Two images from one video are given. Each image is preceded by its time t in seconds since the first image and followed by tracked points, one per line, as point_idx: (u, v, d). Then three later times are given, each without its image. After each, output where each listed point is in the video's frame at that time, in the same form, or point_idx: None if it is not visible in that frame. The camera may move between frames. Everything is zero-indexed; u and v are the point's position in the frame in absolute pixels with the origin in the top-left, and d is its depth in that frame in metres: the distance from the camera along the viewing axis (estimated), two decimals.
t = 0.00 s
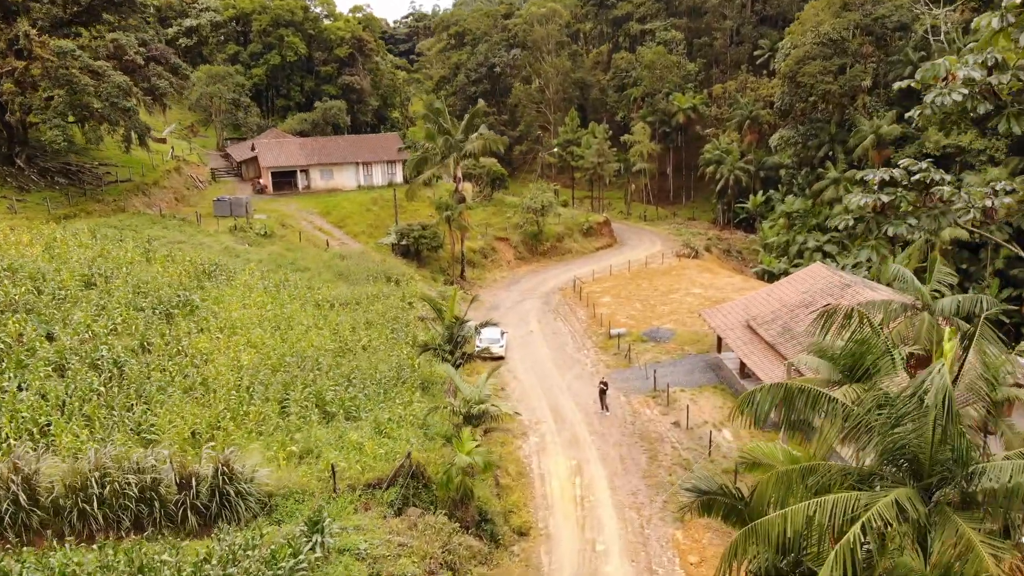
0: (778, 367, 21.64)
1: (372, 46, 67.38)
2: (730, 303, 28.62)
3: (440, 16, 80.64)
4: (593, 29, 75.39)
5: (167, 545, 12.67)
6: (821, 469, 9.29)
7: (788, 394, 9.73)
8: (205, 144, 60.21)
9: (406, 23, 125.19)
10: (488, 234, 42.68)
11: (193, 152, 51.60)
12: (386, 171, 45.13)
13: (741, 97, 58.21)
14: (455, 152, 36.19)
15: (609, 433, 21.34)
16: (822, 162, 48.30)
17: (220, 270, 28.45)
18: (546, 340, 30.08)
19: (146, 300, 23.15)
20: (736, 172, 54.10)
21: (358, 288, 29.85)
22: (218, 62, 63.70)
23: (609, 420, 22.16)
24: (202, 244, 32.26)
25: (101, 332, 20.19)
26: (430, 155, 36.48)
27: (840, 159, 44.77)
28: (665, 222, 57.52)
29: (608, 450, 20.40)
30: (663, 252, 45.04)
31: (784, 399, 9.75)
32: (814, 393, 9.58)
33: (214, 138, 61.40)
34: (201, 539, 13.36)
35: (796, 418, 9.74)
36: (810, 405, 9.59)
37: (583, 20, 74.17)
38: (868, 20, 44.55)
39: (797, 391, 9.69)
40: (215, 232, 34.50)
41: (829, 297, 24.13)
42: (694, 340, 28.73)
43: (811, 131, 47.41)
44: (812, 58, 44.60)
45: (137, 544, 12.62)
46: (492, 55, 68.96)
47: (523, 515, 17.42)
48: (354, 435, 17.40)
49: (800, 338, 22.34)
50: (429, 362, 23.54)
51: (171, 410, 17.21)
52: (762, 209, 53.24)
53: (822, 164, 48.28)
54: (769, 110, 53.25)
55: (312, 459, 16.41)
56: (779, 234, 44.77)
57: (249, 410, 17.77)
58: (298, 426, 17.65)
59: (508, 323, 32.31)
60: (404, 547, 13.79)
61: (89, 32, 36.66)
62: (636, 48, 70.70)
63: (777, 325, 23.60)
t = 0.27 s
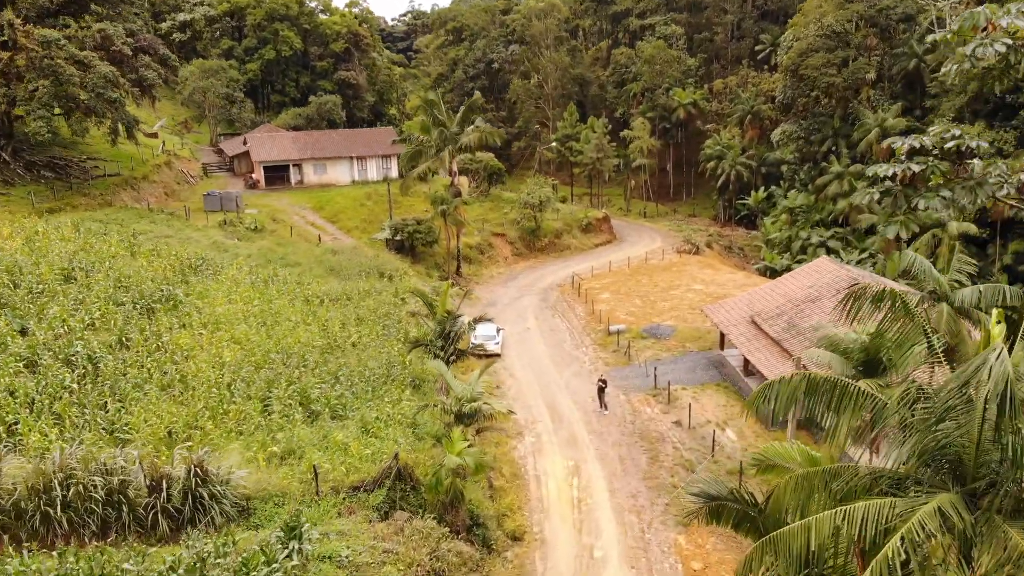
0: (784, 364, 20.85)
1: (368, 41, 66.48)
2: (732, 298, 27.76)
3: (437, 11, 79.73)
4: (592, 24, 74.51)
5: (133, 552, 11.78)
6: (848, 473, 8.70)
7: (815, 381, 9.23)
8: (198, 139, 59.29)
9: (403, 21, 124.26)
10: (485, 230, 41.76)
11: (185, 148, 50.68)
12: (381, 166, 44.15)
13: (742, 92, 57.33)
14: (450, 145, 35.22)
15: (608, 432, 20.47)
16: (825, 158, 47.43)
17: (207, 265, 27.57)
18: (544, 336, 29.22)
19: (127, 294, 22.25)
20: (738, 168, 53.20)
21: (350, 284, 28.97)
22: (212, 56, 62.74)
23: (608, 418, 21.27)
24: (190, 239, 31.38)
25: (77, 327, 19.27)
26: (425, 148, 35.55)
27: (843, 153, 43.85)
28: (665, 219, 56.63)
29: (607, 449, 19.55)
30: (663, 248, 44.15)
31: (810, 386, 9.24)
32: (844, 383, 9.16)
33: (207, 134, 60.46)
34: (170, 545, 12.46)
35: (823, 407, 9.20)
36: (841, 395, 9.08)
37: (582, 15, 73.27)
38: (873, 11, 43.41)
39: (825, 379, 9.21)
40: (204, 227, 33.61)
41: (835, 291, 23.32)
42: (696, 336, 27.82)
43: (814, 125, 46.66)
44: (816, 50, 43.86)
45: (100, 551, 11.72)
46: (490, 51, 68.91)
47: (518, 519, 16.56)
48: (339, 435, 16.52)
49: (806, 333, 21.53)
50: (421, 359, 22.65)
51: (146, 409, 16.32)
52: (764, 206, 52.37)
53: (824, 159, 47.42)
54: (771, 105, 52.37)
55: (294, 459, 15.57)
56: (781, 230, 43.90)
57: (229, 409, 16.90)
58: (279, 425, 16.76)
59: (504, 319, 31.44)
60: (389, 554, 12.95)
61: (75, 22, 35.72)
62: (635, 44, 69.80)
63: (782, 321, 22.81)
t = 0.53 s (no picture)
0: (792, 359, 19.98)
1: (364, 35, 65.57)
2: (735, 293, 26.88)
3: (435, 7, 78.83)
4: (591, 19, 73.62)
5: (93, 559, 10.84)
6: (884, 476, 7.86)
7: (852, 368, 8.28)
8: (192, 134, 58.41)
9: (401, 19, 123.51)
10: (482, 225, 40.84)
11: (177, 142, 49.76)
12: (376, 160, 43.20)
13: (744, 86, 56.44)
14: (446, 137, 34.28)
15: (608, 431, 19.57)
16: (829, 152, 46.54)
17: (193, 259, 26.67)
18: (541, 333, 28.32)
19: (107, 287, 21.35)
20: (739, 163, 52.32)
21: (342, 278, 28.07)
22: (205, 51, 61.82)
23: (608, 417, 20.36)
24: (177, 232, 30.48)
25: (50, 320, 18.35)
26: (420, 140, 34.62)
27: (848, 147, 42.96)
28: (666, 216, 55.74)
29: (607, 449, 18.65)
30: (664, 245, 43.22)
31: (846, 376, 8.29)
32: (884, 367, 8.19)
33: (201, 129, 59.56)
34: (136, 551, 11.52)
35: (860, 399, 8.26)
36: (881, 384, 8.14)
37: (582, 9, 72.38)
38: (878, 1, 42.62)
39: (862, 365, 8.26)
40: (192, 221, 32.71)
41: (843, 283, 22.44)
42: (698, 333, 26.91)
43: (818, 118, 45.78)
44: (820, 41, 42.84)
45: (58, 557, 10.80)
46: (489, 46, 67.38)
47: (511, 522, 15.66)
48: (323, 434, 15.62)
49: (814, 328, 20.65)
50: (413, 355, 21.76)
51: (119, 406, 15.43)
52: (766, 202, 51.49)
53: (828, 153, 46.54)
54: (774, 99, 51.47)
55: (275, 459, 14.73)
56: (784, 226, 43.02)
57: (208, 406, 16.04)
58: (260, 424, 15.85)
59: (500, 315, 30.53)
60: (372, 560, 12.05)
61: (61, 11, 34.81)
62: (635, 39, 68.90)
63: (788, 315, 21.91)
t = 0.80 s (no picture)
0: (800, 354, 19.13)
1: (361, 30, 64.68)
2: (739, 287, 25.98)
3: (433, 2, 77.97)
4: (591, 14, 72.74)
5: (48, 565, 9.95)
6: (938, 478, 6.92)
7: (903, 346, 7.11)
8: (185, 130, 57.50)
9: (399, 17, 122.66)
10: (479, 220, 39.92)
11: (169, 136, 48.85)
12: (371, 154, 42.26)
13: (746, 80, 55.60)
14: (441, 128, 33.36)
15: (608, 429, 18.65)
16: (833, 146, 45.65)
17: (179, 252, 25.78)
18: (539, 329, 27.39)
19: (85, 279, 20.47)
20: (741, 157, 51.41)
21: (333, 272, 27.20)
22: (199, 46, 60.93)
23: (608, 414, 19.44)
24: (165, 225, 29.65)
25: (21, 312, 17.48)
26: (415, 131, 33.67)
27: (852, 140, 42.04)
28: (666, 212, 54.84)
29: (606, 448, 17.72)
30: (665, 240, 42.29)
31: (897, 354, 7.13)
32: (944, 346, 6.96)
33: (194, 124, 58.64)
34: (98, 556, 10.63)
35: (913, 382, 7.05)
36: (940, 363, 6.90)
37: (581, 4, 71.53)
38: None
39: (916, 342, 7.06)
40: (181, 214, 31.85)
41: (852, 276, 21.54)
42: (702, 328, 25.97)
43: (822, 112, 44.90)
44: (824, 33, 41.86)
45: (8, 562, 9.90)
46: (486, 41, 66.51)
47: (506, 525, 14.75)
48: (305, 432, 14.74)
49: (824, 322, 19.77)
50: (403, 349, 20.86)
51: (88, 401, 14.53)
52: (769, 197, 50.63)
53: (832, 148, 45.69)
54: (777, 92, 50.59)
55: (253, 458, 13.86)
56: (788, 221, 42.16)
57: (186, 402, 15.20)
58: (240, 421, 14.98)
59: (497, 311, 29.64)
60: (354, 568, 11.15)
61: None
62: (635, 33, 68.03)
63: (796, 309, 21.03)
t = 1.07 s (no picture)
0: (809, 351, 18.20)
1: (357, 24, 63.79)
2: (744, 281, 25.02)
3: None
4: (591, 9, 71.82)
5: None
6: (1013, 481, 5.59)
7: (996, 320, 5.61)
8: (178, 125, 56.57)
9: (397, 14, 121.80)
10: (476, 215, 38.98)
11: (161, 131, 47.94)
12: (366, 148, 41.29)
13: (748, 75, 54.69)
14: (436, 119, 32.40)
15: (608, 428, 17.69)
16: (837, 140, 44.71)
17: (163, 245, 24.86)
18: (536, 325, 26.41)
19: (60, 272, 19.55)
20: (744, 152, 50.46)
21: (323, 266, 26.27)
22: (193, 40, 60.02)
23: (608, 413, 18.48)
24: (150, 218, 28.75)
25: None
26: (409, 122, 32.70)
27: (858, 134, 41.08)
28: (667, 208, 53.91)
29: (607, 448, 16.76)
30: (667, 236, 41.31)
31: (986, 330, 5.62)
32: None
33: (187, 120, 57.70)
34: (52, 564, 9.71)
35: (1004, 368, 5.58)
36: None
37: None
38: None
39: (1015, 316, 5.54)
40: (168, 207, 30.93)
41: (864, 270, 20.59)
42: (705, 324, 24.97)
43: (826, 105, 43.98)
44: (828, 24, 40.87)
45: None
46: (485, 37, 65.20)
47: (499, 531, 13.78)
48: (285, 431, 13.81)
49: (834, 318, 18.84)
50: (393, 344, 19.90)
51: (53, 397, 13.60)
52: (771, 193, 49.71)
53: (836, 142, 44.77)
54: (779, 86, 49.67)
55: (228, 458, 12.96)
56: (792, 216, 41.25)
57: (158, 400, 14.28)
58: (216, 420, 14.06)
59: (493, 306, 28.68)
60: None
61: None
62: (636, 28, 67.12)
63: (805, 304, 20.10)
